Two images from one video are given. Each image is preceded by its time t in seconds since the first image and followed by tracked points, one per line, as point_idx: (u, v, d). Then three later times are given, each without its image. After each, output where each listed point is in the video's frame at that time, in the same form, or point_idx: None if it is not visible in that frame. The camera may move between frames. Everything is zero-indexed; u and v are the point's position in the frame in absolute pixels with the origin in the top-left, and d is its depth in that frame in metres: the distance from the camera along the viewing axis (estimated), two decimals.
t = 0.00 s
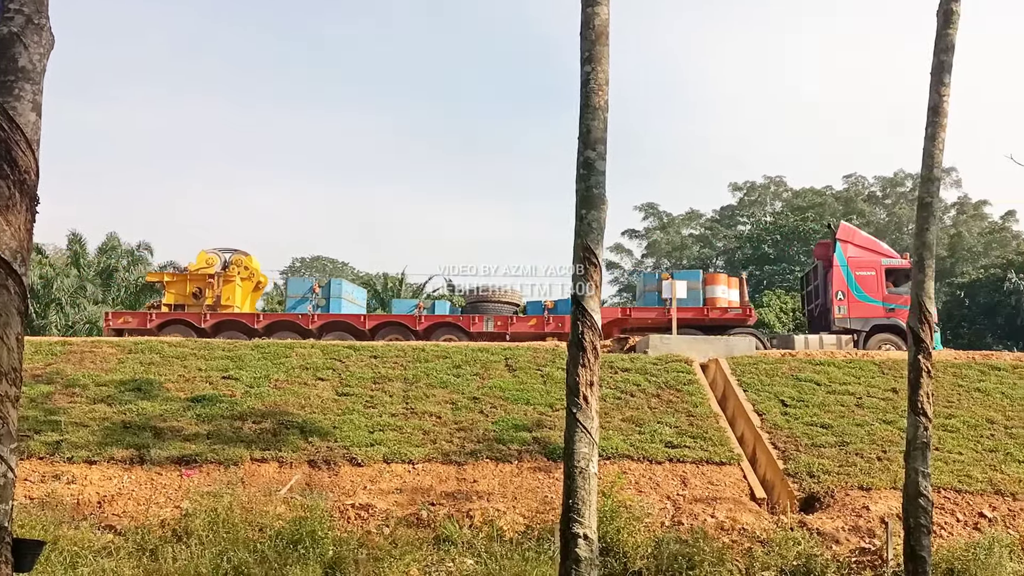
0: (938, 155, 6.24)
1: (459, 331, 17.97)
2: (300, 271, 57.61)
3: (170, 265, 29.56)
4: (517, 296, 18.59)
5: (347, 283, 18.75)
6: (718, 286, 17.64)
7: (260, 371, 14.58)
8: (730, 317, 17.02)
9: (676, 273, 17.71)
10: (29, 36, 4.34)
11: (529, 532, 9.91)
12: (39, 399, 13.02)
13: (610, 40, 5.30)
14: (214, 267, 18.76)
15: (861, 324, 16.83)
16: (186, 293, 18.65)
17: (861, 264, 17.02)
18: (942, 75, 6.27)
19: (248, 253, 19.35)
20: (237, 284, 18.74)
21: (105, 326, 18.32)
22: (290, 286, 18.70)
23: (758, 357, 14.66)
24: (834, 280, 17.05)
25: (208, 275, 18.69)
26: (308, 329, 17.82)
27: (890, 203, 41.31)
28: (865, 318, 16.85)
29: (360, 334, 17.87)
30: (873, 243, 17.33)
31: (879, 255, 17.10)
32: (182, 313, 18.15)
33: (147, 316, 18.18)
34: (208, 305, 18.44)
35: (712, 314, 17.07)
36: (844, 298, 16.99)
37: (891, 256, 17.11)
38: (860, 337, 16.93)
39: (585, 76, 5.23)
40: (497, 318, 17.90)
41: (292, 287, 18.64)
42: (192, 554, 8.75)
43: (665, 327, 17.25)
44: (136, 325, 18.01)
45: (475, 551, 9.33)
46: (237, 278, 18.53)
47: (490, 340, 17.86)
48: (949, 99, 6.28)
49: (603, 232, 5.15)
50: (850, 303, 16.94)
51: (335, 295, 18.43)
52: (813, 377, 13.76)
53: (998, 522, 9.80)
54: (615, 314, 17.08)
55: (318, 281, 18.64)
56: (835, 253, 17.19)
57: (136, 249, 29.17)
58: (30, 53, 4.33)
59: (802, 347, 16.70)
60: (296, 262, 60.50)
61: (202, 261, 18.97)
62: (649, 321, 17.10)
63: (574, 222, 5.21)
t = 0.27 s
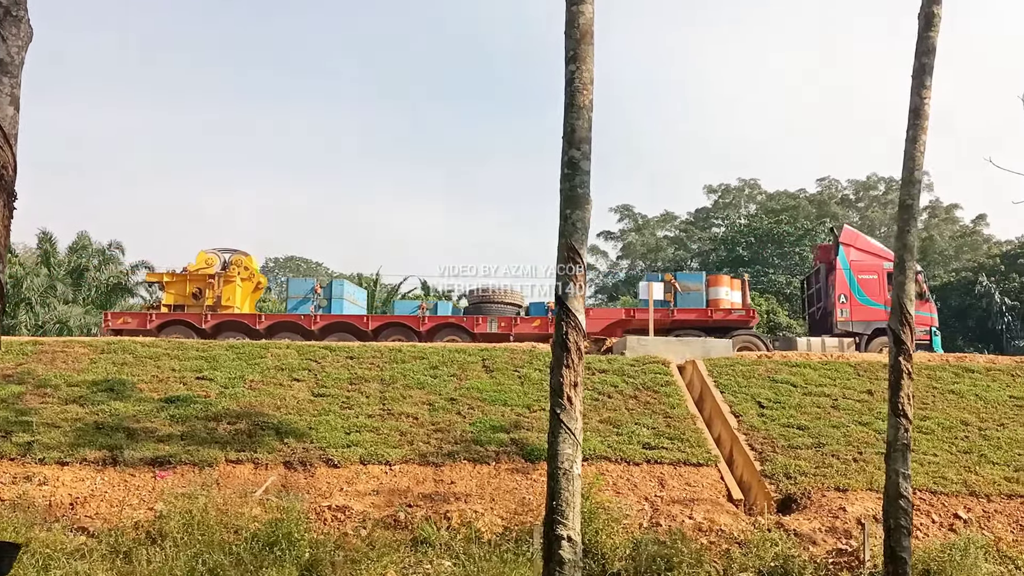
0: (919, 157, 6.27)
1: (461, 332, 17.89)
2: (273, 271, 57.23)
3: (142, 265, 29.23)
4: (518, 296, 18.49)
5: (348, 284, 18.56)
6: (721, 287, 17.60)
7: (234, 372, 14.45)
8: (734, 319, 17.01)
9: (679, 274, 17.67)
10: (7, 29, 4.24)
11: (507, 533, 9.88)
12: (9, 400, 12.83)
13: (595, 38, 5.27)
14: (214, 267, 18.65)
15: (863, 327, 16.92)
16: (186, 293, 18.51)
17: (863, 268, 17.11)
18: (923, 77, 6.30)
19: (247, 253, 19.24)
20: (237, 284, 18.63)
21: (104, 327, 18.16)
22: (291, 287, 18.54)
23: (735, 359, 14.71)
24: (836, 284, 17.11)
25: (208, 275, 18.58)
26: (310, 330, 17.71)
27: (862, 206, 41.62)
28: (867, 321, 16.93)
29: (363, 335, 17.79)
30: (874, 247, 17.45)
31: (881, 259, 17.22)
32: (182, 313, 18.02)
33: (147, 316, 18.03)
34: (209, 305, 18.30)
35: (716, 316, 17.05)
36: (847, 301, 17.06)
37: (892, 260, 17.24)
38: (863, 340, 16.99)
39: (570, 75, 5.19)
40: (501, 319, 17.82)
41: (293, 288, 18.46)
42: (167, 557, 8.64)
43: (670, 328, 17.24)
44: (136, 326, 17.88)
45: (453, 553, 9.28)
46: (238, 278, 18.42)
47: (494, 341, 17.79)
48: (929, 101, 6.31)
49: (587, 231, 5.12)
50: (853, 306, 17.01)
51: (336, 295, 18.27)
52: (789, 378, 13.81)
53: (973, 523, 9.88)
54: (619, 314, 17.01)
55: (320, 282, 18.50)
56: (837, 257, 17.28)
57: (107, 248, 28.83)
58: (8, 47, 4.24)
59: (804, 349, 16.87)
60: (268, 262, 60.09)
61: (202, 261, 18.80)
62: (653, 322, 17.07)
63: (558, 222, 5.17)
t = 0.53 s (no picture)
0: (901, 160, 6.28)
1: (462, 334, 17.84)
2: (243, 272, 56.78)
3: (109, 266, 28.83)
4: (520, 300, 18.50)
5: (348, 286, 18.37)
6: (721, 291, 17.65)
7: (207, 374, 14.29)
8: (733, 322, 17.12)
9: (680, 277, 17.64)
10: None
11: (484, 536, 9.83)
12: None
13: (580, 38, 5.23)
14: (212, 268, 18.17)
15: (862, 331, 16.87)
16: (184, 294, 18.01)
17: (863, 272, 17.06)
18: (905, 81, 6.31)
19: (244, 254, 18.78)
20: (236, 285, 18.19)
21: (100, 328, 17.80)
22: (290, 288, 18.30)
23: (710, 361, 14.73)
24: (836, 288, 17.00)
25: (206, 277, 18.11)
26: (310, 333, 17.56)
27: (833, 210, 41.91)
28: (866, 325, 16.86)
29: (363, 337, 17.67)
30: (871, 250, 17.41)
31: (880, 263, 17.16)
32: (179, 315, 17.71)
33: (144, 319, 17.77)
34: (207, 307, 17.83)
35: (716, 319, 17.13)
36: (846, 305, 16.96)
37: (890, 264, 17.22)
38: (861, 344, 16.94)
39: (554, 75, 5.14)
40: (501, 322, 17.80)
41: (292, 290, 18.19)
42: (139, 562, 8.49)
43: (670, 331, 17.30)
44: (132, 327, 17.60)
45: (430, 557, 9.21)
46: (237, 279, 17.98)
47: (495, 343, 17.78)
48: (911, 105, 6.32)
49: (572, 233, 5.07)
50: (852, 309, 16.92)
51: (336, 298, 18.03)
52: (764, 381, 13.85)
53: (948, 526, 9.95)
54: (619, 317, 17.21)
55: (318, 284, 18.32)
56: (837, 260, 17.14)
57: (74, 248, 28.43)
58: None
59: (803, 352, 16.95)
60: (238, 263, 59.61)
61: (198, 263, 18.35)
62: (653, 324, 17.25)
63: (543, 223, 5.11)
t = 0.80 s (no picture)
0: (885, 160, 6.28)
1: (464, 334, 17.69)
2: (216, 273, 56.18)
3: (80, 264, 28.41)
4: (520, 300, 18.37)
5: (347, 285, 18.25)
6: (721, 291, 17.63)
7: (181, 373, 14.12)
8: (734, 322, 17.10)
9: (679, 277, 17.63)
10: None
11: (463, 537, 9.77)
12: None
13: (567, 35, 5.19)
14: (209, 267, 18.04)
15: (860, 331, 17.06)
16: (181, 294, 17.89)
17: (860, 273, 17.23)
18: (889, 81, 6.30)
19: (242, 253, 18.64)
20: (233, 284, 18.05)
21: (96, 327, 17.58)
22: (290, 288, 18.20)
23: (688, 361, 14.75)
24: (835, 289, 17.21)
25: (203, 276, 17.97)
26: (310, 333, 17.43)
27: (806, 211, 42.13)
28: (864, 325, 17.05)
29: (363, 337, 17.54)
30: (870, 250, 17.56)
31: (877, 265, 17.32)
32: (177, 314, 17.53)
33: (141, 318, 17.49)
34: (204, 307, 17.71)
35: (717, 319, 17.11)
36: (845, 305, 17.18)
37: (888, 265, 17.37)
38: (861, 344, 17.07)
39: (542, 71, 5.10)
40: (502, 322, 17.67)
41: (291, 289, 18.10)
42: (114, 564, 8.36)
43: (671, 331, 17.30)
44: (130, 327, 17.39)
45: (409, 558, 9.14)
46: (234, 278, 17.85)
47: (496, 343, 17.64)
48: (894, 105, 6.32)
49: (559, 230, 5.02)
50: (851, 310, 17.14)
51: (336, 298, 17.93)
52: (742, 381, 13.87)
53: (925, 524, 10.01)
54: (619, 317, 17.28)
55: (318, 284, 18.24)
56: (835, 261, 17.36)
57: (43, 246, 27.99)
58: None
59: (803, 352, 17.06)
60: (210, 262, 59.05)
61: (195, 262, 18.23)
62: (654, 324, 17.26)
63: (530, 221, 5.06)
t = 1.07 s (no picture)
0: (872, 160, 6.30)
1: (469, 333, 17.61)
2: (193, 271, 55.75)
3: (54, 261, 28.13)
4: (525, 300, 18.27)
5: (350, 285, 18.32)
6: (725, 291, 17.65)
7: (160, 372, 14.00)
8: (738, 322, 17.17)
9: (684, 277, 17.66)
10: None
11: (446, 536, 9.74)
12: None
13: (558, 31, 5.17)
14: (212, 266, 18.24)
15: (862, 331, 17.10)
16: (184, 292, 18.03)
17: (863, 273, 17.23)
18: (876, 81, 6.33)
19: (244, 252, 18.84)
20: (236, 283, 18.23)
21: (99, 327, 17.42)
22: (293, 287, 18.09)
23: (670, 360, 14.78)
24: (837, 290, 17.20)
25: (206, 274, 18.14)
26: (314, 331, 17.32)
27: (784, 212, 42.31)
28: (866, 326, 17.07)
29: (368, 336, 17.44)
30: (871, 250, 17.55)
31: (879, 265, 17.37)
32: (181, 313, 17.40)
33: (145, 316, 17.36)
34: (207, 305, 17.86)
35: (721, 319, 17.20)
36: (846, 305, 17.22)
37: (888, 266, 17.44)
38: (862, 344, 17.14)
39: (532, 68, 5.08)
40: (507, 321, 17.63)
41: (294, 288, 18.04)
42: (93, 564, 8.25)
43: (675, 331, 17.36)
44: (133, 326, 17.19)
45: (392, 558, 9.09)
46: (237, 277, 18.03)
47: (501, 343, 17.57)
48: (882, 104, 6.34)
49: (550, 228, 5.00)
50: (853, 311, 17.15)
51: (340, 296, 17.96)
52: (723, 380, 13.91)
53: (906, 523, 10.07)
54: (623, 317, 17.40)
55: (321, 281, 18.08)
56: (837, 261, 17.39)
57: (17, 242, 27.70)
58: None
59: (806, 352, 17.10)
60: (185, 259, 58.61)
61: (197, 261, 18.44)
62: (659, 324, 17.33)
63: (521, 218, 5.05)
